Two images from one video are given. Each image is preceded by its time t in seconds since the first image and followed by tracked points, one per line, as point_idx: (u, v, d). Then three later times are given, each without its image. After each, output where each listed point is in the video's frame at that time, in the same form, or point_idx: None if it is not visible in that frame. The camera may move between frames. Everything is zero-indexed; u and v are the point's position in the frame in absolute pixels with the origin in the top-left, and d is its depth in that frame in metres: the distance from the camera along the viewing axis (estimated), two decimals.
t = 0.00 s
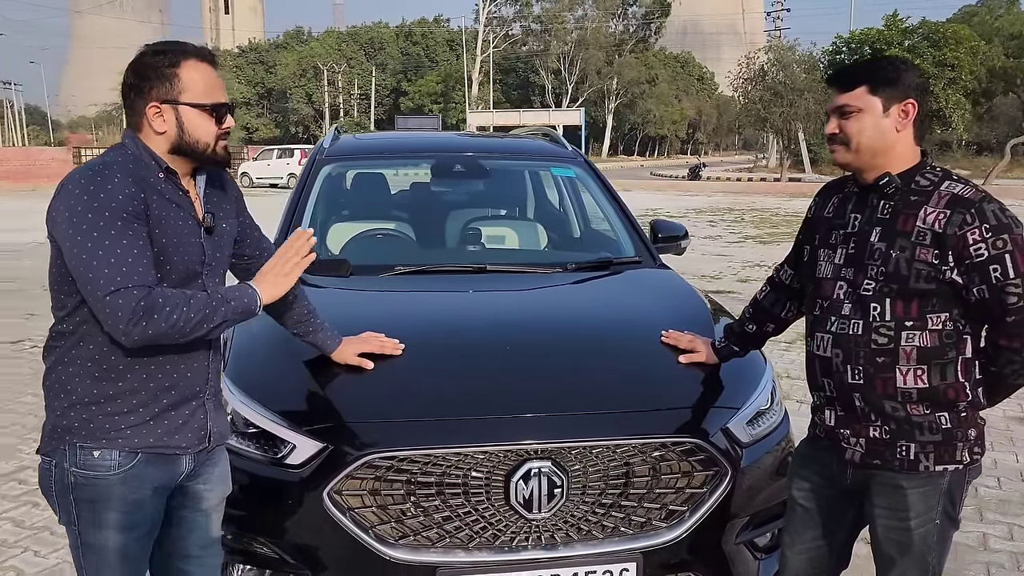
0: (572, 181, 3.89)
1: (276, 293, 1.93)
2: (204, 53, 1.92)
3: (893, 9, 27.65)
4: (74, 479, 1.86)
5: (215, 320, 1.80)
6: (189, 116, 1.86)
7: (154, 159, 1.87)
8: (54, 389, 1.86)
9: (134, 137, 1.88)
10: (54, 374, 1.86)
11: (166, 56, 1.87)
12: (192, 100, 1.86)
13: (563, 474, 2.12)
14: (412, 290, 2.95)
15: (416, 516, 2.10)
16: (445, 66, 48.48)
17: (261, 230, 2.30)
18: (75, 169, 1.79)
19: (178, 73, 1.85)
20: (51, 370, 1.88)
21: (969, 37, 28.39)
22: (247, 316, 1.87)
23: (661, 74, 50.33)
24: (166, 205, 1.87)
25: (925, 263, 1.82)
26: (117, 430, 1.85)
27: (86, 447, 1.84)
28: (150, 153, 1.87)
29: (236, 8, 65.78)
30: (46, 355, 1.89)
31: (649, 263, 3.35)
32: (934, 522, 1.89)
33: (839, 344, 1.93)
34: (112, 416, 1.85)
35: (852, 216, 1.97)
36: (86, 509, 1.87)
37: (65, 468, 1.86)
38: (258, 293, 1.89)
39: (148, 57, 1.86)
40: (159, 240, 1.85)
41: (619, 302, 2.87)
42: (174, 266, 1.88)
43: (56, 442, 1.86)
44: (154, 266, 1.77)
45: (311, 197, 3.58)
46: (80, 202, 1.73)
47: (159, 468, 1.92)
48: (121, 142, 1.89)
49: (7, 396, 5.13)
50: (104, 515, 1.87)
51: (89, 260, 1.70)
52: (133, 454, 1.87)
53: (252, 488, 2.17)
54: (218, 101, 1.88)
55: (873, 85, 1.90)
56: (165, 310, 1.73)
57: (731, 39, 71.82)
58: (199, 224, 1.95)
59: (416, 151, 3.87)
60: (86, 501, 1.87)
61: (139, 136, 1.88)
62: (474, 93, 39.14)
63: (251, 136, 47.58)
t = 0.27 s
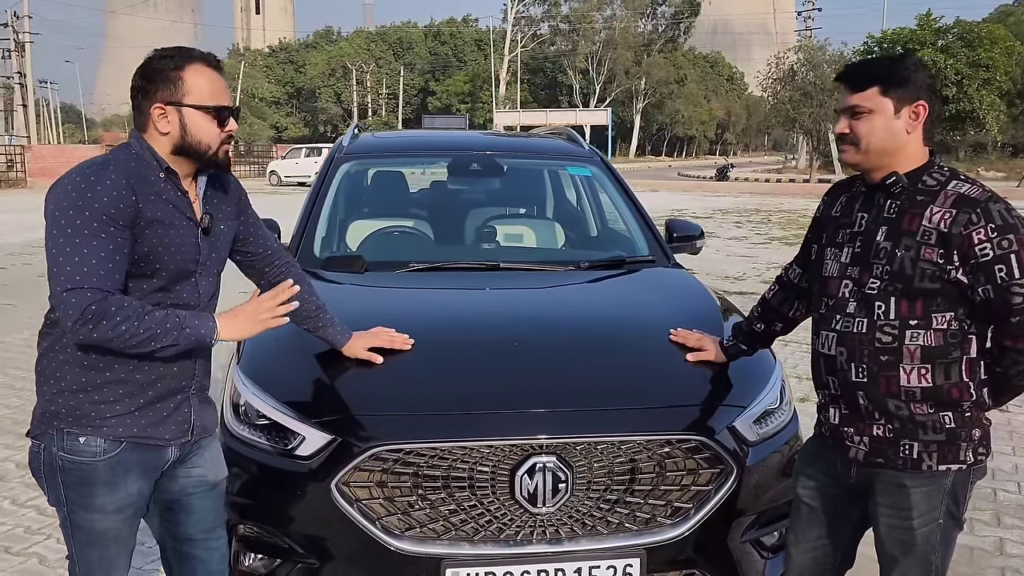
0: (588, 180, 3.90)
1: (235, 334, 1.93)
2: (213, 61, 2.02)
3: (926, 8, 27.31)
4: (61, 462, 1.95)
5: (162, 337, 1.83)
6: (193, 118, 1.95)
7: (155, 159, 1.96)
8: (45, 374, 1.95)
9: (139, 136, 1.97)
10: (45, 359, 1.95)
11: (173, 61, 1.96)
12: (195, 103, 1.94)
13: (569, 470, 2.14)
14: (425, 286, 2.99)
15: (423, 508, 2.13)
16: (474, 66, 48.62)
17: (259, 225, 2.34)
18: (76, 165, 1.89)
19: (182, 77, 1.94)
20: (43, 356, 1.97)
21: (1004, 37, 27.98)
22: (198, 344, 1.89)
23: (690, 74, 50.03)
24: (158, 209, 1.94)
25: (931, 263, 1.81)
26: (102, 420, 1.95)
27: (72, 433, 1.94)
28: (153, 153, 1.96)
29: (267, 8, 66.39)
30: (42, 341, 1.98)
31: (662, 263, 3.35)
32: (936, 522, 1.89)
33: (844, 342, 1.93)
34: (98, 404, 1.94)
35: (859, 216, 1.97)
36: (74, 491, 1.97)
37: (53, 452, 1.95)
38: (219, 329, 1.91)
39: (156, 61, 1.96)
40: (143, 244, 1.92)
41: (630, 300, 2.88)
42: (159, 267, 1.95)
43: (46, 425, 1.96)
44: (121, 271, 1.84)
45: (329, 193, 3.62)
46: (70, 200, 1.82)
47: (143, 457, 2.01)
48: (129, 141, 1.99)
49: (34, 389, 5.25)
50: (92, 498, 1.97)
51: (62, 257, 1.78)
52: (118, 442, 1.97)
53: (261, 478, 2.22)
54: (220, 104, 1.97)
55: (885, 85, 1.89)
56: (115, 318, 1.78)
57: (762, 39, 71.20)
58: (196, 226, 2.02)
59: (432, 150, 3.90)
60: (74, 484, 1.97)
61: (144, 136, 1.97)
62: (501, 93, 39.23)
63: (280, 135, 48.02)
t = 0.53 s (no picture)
0: (604, 179, 3.90)
1: (204, 344, 1.96)
2: (227, 65, 2.06)
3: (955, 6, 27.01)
4: (70, 453, 1.99)
5: (131, 339, 1.86)
6: (207, 122, 1.99)
7: (169, 161, 2.00)
8: (55, 366, 1.99)
9: (155, 139, 2.02)
10: (55, 352, 1.99)
11: (190, 66, 2.01)
12: (211, 107, 1.99)
13: (580, 467, 2.15)
14: (441, 284, 3.01)
15: (436, 503, 2.15)
16: (496, 66, 48.67)
17: (274, 225, 2.36)
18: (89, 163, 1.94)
19: (200, 82, 1.99)
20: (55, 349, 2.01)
21: None
22: (161, 354, 1.92)
23: (714, 73, 49.73)
24: (163, 209, 1.97)
25: (946, 262, 1.81)
26: (108, 412, 1.98)
27: (80, 424, 1.97)
28: (166, 153, 2.00)
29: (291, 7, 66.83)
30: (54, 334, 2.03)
31: (679, 262, 3.36)
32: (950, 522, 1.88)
33: (857, 341, 1.93)
34: (106, 396, 1.98)
35: (875, 215, 1.96)
36: (84, 480, 2.01)
37: (63, 442, 1.99)
38: (189, 340, 1.94)
39: (174, 66, 2.00)
40: (145, 243, 1.95)
41: (644, 299, 2.88)
42: (160, 267, 1.98)
43: (57, 417, 2.00)
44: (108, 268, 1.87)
45: (348, 192, 3.65)
46: (74, 195, 1.87)
47: (148, 450, 2.05)
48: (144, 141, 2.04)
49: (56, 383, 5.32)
50: (102, 487, 2.01)
51: (57, 251, 1.83)
52: (125, 435, 2.00)
53: (277, 471, 2.25)
54: (234, 110, 2.02)
55: (899, 81, 1.89)
56: (89, 312, 1.81)
57: (787, 37, 70.58)
58: (203, 227, 2.06)
59: (451, 149, 3.93)
60: (83, 474, 2.01)
61: (160, 139, 2.02)
62: (524, 92, 39.22)
63: (304, 134, 48.36)
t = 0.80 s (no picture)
0: (617, 179, 3.89)
1: (194, 355, 1.89)
2: (238, 65, 2.01)
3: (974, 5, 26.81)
4: (81, 448, 1.91)
5: (121, 340, 1.80)
6: (209, 117, 1.93)
7: (174, 156, 1.94)
8: (66, 359, 1.90)
9: (159, 133, 1.96)
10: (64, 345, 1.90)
11: (196, 60, 1.95)
12: (215, 103, 1.93)
13: (593, 465, 2.15)
14: (453, 282, 3.01)
15: (449, 500, 2.16)
16: (512, 65, 48.75)
17: (285, 223, 2.36)
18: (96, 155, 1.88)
19: (201, 76, 1.92)
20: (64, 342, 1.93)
21: None
22: (151, 357, 1.85)
23: (730, 73, 49.59)
24: (165, 203, 1.90)
25: (963, 261, 1.80)
26: (117, 405, 1.89)
27: (90, 418, 1.89)
28: (170, 148, 1.94)
29: (307, 6, 67.22)
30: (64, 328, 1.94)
31: (693, 261, 3.34)
32: (965, 523, 1.86)
33: (874, 340, 1.92)
34: (116, 391, 1.89)
35: (892, 214, 1.95)
36: (95, 476, 1.93)
37: (74, 437, 1.91)
38: (176, 345, 1.87)
39: (179, 59, 1.95)
40: (148, 237, 1.88)
41: (658, 298, 2.87)
42: (166, 261, 1.91)
43: (67, 410, 1.91)
44: (105, 262, 1.81)
45: (362, 190, 3.66)
46: (75, 188, 1.81)
47: (159, 445, 1.97)
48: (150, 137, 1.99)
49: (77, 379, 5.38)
50: (113, 482, 1.93)
51: (54, 242, 1.77)
52: (134, 430, 1.92)
53: (290, 468, 2.26)
54: (237, 106, 1.95)
55: (916, 83, 1.88)
56: (84, 308, 1.76)
57: (804, 36, 70.22)
58: (209, 221, 1.99)
59: (464, 147, 3.93)
60: (95, 468, 1.93)
61: (164, 133, 1.96)
62: (539, 92, 39.22)
63: (320, 133, 48.63)
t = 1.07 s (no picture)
0: (624, 178, 3.88)
1: (192, 355, 1.88)
2: (243, 62, 2.00)
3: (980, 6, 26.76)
4: (83, 445, 1.90)
5: (120, 337, 1.80)
6: (217, 115, 1.92)
7: (181, 154, 1.93)
8: (67, 356, 1.90)
9: (167, 131, 1.96)
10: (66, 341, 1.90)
11: (203, 58, 1.95)
12: (222, 101, 1.92)
13: (602, 465, 2.14)
14: (460, 281, 3.00)
15: (457, 500, 2.15)
16: (516, 64, 48.74)
17: (292, 222, 2.35)
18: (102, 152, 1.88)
19: (209, 73, 1.92)
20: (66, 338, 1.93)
21: None
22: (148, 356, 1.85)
23: (734, 72, 49.52)
24: (168, 201, 1.88)
25: (978, 261, 1.79)
26: (119, 402, 1.89)
27: (92, 415, 1.88)
28: (177, 146, 1.93)
29: (312, 3, 67.27)
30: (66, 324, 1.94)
31: (701, 261, 3.33)
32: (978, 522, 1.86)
33: (886, 338, 1.91)
34: (116, 387, 1.88)
35: (905, 213, 1.94)
36: (96, 473, 1.92)
37: (75, 435, 1.90)
38: (176, 344, 1.87)
39: (186, 58, 1.95)
40: (150, 234, 1.87)
41: (666, 297, 2.86)
42: (169, 259, 1.90)
43: (69, 407, 1.90)
44: (107, 259, 1.80)
45: (368, 188, 3.65)
46: (78, 185, 1.80)
47: (162, 443, 1.96)
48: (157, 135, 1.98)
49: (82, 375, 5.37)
50: (114, 479, 1.93)
51: (57, 237, 1.76)
52: (134, 427, 1.91)
53: (296, 466, 2.25)
54: (245, 104, 1.94)
55: (927, 84, 1.87)
56: (85, 303, 1.75)
57: (809, 36, 70.12)
58: (213, 220, 1.98)
59: (471, 146, 3.92)
60: (96, 466, 1.92)
61: (171, 131, 1.95)
62: (543, 91, 39.20)
63: (323, 131, 48.66)
